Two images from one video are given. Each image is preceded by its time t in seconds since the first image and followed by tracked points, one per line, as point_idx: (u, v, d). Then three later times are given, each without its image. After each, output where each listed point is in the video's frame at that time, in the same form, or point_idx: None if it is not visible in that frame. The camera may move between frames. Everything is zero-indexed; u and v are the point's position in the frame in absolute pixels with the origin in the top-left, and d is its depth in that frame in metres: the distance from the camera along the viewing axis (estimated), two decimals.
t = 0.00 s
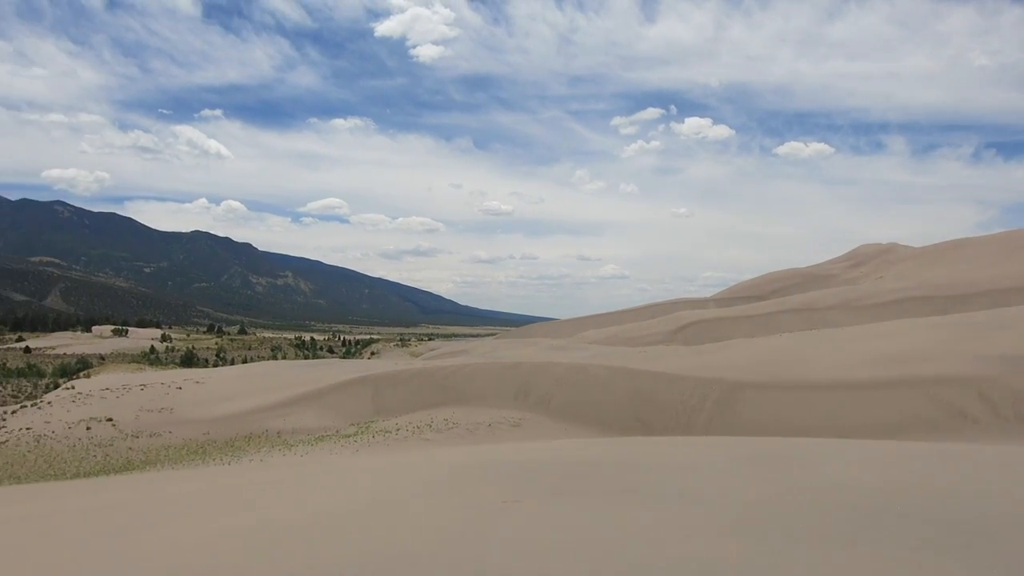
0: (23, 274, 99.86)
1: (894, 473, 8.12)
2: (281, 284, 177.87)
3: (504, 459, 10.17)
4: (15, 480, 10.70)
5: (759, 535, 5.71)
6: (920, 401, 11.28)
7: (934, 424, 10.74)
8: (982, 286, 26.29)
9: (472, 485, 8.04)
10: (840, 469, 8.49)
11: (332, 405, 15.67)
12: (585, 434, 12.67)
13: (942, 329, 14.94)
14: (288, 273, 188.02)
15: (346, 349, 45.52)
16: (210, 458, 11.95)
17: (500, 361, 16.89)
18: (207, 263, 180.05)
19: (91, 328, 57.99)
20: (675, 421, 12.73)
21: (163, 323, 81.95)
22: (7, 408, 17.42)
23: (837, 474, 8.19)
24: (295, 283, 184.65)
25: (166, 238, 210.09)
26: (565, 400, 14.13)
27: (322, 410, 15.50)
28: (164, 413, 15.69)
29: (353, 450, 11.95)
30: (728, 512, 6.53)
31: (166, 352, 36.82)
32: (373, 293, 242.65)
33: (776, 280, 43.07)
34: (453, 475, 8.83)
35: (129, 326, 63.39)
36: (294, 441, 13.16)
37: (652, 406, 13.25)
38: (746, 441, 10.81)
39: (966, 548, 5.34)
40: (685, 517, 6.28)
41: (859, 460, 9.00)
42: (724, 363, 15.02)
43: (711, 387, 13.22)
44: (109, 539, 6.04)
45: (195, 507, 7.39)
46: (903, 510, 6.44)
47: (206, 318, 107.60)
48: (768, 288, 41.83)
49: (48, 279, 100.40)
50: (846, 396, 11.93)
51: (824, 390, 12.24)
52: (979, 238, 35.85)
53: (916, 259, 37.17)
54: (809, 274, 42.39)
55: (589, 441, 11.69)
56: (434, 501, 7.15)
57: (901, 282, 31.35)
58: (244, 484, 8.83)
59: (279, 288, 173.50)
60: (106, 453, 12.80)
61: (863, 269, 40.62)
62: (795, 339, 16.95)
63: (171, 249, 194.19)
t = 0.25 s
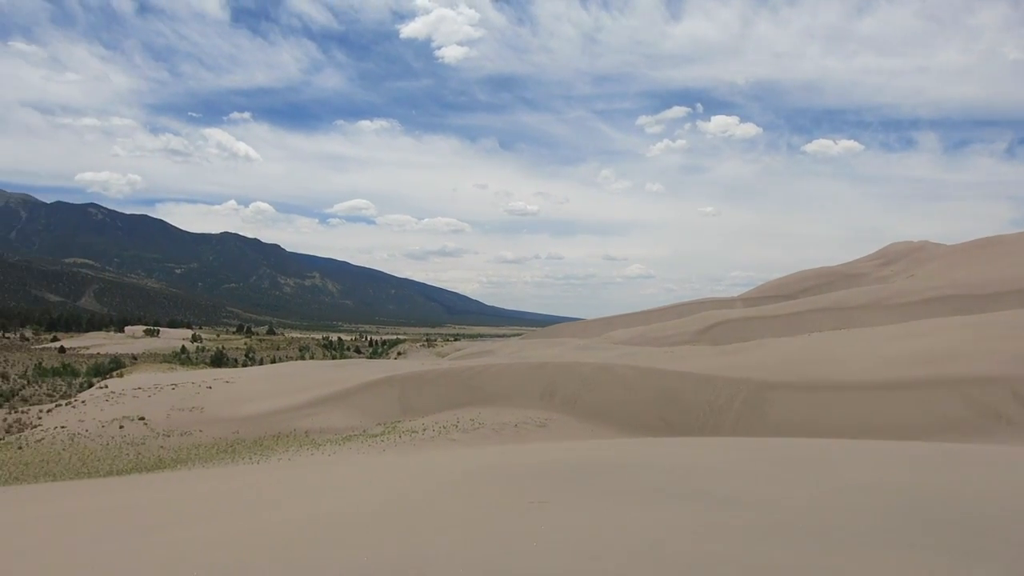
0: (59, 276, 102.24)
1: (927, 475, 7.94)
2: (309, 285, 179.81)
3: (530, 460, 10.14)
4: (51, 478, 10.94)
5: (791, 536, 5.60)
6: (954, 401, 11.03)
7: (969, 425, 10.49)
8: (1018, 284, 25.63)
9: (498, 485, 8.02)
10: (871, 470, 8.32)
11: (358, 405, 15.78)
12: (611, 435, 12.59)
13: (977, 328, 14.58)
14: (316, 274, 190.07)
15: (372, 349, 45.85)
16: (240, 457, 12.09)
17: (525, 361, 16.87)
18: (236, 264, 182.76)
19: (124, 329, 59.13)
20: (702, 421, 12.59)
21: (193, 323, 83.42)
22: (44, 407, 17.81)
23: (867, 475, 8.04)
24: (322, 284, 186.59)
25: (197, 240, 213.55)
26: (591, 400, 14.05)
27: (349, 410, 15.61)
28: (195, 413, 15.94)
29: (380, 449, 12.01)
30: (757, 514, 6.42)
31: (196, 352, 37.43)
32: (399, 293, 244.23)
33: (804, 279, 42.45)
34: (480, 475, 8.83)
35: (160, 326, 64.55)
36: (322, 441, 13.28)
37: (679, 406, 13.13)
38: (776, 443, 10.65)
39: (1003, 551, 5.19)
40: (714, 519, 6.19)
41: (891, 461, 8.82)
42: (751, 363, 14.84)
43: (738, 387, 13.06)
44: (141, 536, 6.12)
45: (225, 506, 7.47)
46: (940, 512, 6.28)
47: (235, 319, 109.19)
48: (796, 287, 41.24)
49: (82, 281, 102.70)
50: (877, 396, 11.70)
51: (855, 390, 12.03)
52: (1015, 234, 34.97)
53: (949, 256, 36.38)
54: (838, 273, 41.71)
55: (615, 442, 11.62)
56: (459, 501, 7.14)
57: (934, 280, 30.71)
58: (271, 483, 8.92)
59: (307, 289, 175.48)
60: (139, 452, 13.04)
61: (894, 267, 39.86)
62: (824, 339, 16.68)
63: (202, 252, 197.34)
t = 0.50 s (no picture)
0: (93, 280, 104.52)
1: (964, 475, 7.75)
2: (337, 288, 181.51)
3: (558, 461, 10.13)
4: (87, 478, 11.17)
5: (822, 537, 5.51)
6: (992, 402, 10.75)
7: (1009, 425, 10.22)
8: None
9: (525, 485, 8.02)
10: (906, 471, 8.15)
11: (386, 407, 15.88)
12: (639, 436, 12.49)
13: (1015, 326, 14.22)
14: (343, 277, 191.93)
15: (399, 351, 46.14)
16: (270, 458, 12.25)
17: (551, 362, 16.83)
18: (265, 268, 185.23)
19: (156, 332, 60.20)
20: (731, 422, 12.44)
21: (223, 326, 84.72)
22: (81, 408, 18.25)
23: (901, 476, 7.87)
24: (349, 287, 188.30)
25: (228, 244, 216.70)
26: (618, 401, 13.97)
27: (377, 411, 15.72)
28: (226, 414, 16.17)
29: (407, 450, 12.08)
30: (788, 513, 6.34)
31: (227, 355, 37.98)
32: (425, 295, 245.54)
33: (834, 278, 41.78)
34: (507, 476, 8.85)
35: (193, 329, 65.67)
36: (350, 442, 13.38)
37: (708, 407, 12.99)
38: (807, 443, 10.48)
39: None
40: (744, 519, 6.11)
41: (926, 462, 8.62)
42: (781, 363, 14.63)
43: (768, 388, 12.89)
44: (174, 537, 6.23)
45: (255, 506, 7.59)
46: (975, 512, 6.14)
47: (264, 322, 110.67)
48: (825, 286, 40.60)
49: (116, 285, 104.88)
50: (911, 397, 11.46)
51: (888, 390, 11.78)
52: None
53: (984, 252, 35.55)
54: (869, 272, 40.98)
55: (643, 443, 11.53)
56: (487, 502, 7.14)
57: (969, 278, 30.02)
58: (301, 484, 9.01)
59: (334, 292, 177.27)
60: (171, 453, 13.26)
61: (927, 264, 39.06)
62: (856, 338, 16.38)
63: (231, 255, 200.07)
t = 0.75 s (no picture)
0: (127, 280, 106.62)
1: (1003, 481, 7.54)
2: (363, 288, 183.09)
3: (584, 461, 10.07)
4: (120, 474, 11.37)
5: (858, 542, 5.40)
6: None
7: None
8: None
9: (553, 486, 7.99)
10: (941, 476, 7.95)
11: (412, 406, 15.93)
12: (666, 438, 12.37)
13: None
14: (370, 277, 193.47)
15: (424, 351, 46.35)
16: (298, 456, 12.35)
17: (577, 363, 16.75)
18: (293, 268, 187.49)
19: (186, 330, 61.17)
20: (761, 424, 12.25)
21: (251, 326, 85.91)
22: (113, 406, 18.59)
23: (937, 481, 7.68)
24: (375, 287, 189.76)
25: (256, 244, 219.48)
26: (645, 402, 13.86)
27: (403, 411, 15.79)
28: (254, 412, 16.35)
29: (434, 450, 12.11)
30: (821, 517, 6.23)
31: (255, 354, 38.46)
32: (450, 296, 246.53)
33: (865, 279, 41.05)
34: (534, 476, 8.83)
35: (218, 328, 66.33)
36: (377, 441, 13.45)
37: (736, 410, 12.81)
38: (839, 447, 10.28)
39: None
40: (777, 523, 6.01)
41: (963, 467, 8.41)
42: (811, 366, 14.39)
43: (798, 390, 12.68)
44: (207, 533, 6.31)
45: (284, 504, 7.66)
46: (1015, 520, 5.97)
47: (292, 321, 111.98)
48: (856, 287, 39.91)
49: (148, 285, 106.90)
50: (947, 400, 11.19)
51: (923, 394, 11.53)
52: None
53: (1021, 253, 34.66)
54: (901, 272, 40.18)
55: (670, 445, 11.41)
56: (514, 502, 7.12)
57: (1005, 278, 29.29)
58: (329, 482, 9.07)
59: (361, 292, 178.82)
60: (201, 450, 13.43)
61: (962, 265, 38.20)
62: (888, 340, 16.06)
63: (260, 256, 202.66)
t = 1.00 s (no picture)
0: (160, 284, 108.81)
1: None
2: (390, 291, 184.45)
3: (611, 463, 10.01)
4: (154, 474, 11.60)
5: (892, 544, 5.29)
6: None
7: None
8: None
9: (579, 487, 7.97)
10: (980, 478, 7.75)
11: (440, 408, 15.99)
12: (695, 439, 12.26)
13: None
14: (397, 280, 194.95)
15: (452, 353, 46.53)
16: (327, 457, 12.46)
17: (605, 364, 16.66)
18: (321, 272, 189.60)
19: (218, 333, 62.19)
20: (790, 426, 12.09)
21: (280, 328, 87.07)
22: (147, 407, 18.95)
23: (976, 483, 7.49)
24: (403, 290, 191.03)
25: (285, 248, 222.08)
26: (673, 403, 13.74)
27: (430, 412, 15.85)
28: (284, 414, 16.55)
29: (461, 451, 12.13)
30: (853, 519, 6.12)
31: (284, 355, 38.95)
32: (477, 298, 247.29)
33: (897, 278, 40.26)
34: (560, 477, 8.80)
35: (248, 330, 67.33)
36: (405, 442, 13.52)
37: (767, 411, 12.65)
38: (873, 448, 10.08)
39: None
40: (807, 524, 5.92)
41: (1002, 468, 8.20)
42: (844, 366, 14.14)
43: (830, 391, 12.50)
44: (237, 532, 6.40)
45: (314, 504, 7.74)
46: None
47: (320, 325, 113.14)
48: (888, 287, 39.16)
49: (181, 288, 108.98)
50: (984, 402, 10.92)
51: (961, 396, 11.25)
52: None
53: None
54: (935, 272, 39.32)
55: (698, 446, 11.30)
56: (541, 502, 7.12)
57: None
58: (357, 483, 9.14)
59: (389, 295, 180.08)
60: (233, 451, 13.64)
61: (999, 264, 37.25)
62: (924, 340, 15.70)
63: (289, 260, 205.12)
